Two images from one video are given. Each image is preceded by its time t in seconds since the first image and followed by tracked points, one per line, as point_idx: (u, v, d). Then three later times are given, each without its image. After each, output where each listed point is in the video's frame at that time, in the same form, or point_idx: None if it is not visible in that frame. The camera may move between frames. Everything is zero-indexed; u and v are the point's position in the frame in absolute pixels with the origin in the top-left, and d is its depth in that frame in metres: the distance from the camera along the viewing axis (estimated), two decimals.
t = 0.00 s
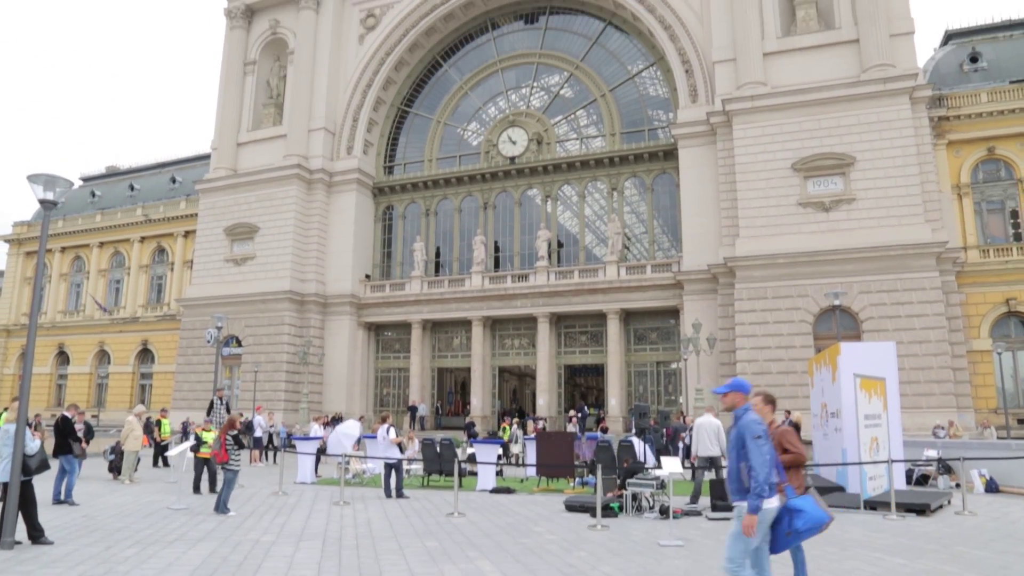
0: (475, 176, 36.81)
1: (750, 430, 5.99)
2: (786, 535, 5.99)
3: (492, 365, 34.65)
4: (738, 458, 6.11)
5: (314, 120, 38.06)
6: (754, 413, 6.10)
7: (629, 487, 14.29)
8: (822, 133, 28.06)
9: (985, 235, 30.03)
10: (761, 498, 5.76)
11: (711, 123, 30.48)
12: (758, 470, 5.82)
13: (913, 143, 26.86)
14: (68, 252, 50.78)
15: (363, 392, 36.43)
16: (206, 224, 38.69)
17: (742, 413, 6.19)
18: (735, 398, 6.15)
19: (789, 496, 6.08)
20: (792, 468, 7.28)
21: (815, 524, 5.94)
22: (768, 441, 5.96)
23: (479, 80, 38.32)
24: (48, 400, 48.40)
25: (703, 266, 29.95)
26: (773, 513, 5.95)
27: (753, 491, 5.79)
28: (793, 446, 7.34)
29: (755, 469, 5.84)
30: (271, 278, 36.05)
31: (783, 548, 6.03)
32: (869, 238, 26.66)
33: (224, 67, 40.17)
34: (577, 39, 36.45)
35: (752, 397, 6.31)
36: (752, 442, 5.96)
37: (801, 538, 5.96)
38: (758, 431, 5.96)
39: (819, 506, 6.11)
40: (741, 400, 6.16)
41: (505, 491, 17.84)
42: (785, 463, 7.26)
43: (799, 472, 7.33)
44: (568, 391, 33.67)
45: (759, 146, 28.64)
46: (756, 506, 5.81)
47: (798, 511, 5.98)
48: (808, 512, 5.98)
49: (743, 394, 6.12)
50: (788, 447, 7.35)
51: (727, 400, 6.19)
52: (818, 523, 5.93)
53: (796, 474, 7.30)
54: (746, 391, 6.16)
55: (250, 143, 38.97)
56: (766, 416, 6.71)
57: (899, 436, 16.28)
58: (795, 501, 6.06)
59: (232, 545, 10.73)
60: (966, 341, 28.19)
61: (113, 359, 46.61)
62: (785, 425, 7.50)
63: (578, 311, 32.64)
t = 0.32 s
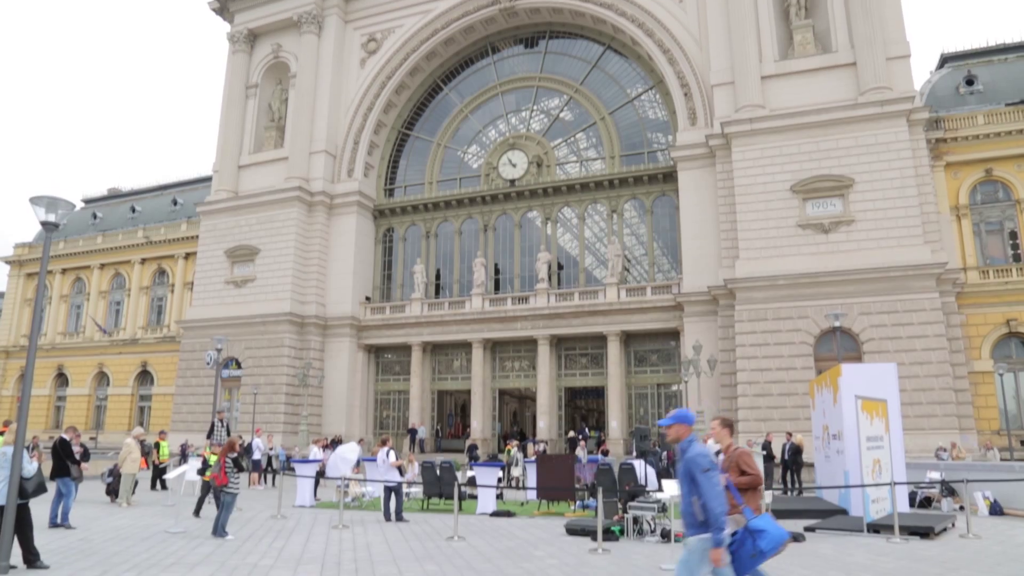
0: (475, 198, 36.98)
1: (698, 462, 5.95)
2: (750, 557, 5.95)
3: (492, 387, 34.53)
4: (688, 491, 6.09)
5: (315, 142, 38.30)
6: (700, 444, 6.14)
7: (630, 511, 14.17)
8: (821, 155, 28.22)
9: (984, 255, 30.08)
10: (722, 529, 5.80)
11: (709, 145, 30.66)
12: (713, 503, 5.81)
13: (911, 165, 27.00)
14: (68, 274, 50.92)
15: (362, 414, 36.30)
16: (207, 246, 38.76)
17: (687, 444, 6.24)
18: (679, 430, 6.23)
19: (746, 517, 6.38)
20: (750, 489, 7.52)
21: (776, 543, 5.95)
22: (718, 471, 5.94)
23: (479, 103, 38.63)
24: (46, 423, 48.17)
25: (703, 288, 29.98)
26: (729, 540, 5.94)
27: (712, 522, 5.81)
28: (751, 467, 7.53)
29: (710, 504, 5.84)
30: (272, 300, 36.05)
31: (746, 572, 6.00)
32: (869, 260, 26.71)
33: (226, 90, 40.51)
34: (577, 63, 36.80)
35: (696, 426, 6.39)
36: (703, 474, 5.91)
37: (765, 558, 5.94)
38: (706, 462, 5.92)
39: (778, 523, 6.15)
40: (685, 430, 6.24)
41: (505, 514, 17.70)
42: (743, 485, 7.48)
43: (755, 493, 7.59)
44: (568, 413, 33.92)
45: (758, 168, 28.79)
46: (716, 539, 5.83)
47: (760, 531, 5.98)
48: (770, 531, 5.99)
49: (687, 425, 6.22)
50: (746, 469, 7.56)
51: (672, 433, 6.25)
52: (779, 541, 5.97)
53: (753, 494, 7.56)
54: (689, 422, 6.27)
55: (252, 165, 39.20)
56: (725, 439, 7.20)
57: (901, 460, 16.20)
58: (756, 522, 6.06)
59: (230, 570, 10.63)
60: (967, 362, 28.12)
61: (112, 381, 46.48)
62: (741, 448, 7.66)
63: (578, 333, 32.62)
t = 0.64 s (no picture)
0: (475, 222, 37.11)
1: (638, 483, 6.00)
2: None
3: (492, 411, 34.38)
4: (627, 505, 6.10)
5: (316, 166, 38.53)
6: (649, 465, 6.07)
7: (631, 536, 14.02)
8: (819, 178, 28.36)
9: (984, 278, 30.10)
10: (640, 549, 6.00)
11: (708, 169, 30.82)
12: (636, 522, 5.87)
13: (910, 189, 27.12)
14: (68, 297, 50.96)
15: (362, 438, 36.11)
16: (208, 269, 38.82)
17: (637, 461, 6.18)
18: (631, 448, 6.13)
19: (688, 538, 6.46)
20: (711, 514, 7.20)
21: (706, 573, 6.06)
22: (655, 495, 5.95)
23: (479, 128, 38.91)
24: (43, 446, 47.95)
25: (703, 311, 29.99)
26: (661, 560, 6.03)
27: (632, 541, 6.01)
28: (715, 491, 7.15)
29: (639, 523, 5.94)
30: (272, 323, 36.03)
31: None
32: (869, 282, 26.73)
33: (228, 114, 40.82)
34: (576, 88, 37.11)
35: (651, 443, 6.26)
36: (638, 493, 5.96)
37: None
38: (645, 484, 5.95)
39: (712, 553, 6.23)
40: (636, 449, 6.14)
41: (505, 540, 17.54)
42: (704, 510, 7.14)
43: (715, 519, 7.24)
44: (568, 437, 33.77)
45: (757, 192, 28.93)
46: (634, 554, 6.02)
47: (692, 559, 6.09)
48: (702, 560, 6.08)
49: (638, 445, 6.09)
50: (709, 493, 7.18)
51: (624, 450, 6.15)
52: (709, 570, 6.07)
53: (715, 518, 7.24)
54: (641, 440, 6.15)
55: (253, 189, 39.41)
56: (685, 464, 7.17)
57: (904, 484, 16.08)
58: (691, 549, 6.14)
59: None
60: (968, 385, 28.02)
61: (110, 405, 46.33)
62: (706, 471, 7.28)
63: (579, 357, 32.56)
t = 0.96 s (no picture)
0: (476, 247, 37.21)
1: (593, 511, 6.22)
2: None
3: (492, 436, 34.18)
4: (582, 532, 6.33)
5: (317, 191, 38.72)
6: (605, 494, 6.29)
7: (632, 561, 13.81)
8: (818, 202, 28.48)
9: (984, 300, 30.10)
10: None
11: (708, 194, 30.96)
12: (587, 546, 6.06)
13: (908, 213, 27.21)
14: (68, 320, 50.96)
15: (361, 463, 35.87)
16: (208, 293, 38.84)
17: (594, 490, 6.40)
18: (589, 477, 6.33)
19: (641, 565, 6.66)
20: (669, 540, 7.28)
21: None
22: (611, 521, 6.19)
23: (480, 153, 39.18)
24: (40, 471, 47.64)
25: (703, 335, 29.96)
26: None
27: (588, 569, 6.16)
28: (672, 518, 7.25)
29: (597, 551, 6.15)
30: (272, 347, 35.94)
31: None
32: (869, 306, 26.70)
33: (230, 139, 41.10)
34: (576, 113, 37.43)
35: (607, 472, 6.49)
36: (593, 520, 6.18)
37: None
38: (599, 512, 6.19)
39: None
40: (594, 477, 6.36)
41: (505, 566, 17.35)
42: (663, 536, 7.24)
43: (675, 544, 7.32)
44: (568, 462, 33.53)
45: (756, 216, 29.05)
46: None
47: None
48: None
49: (596, 474, 6.31)
50: (667, 520, 7.27)
51: (582, 478, 6.36)
52: None
53: (674, 544, 7.32)
54: (599, 470, 6.37)
55: (254, 214, 39.58)
56: (646, 488, 7.05)
57: (908, 508, 15.95)
58: None
59: None
60: (971, 408, 27.90)
61: (108, 429, 46.13)
62: (665, 497, 7.32)
63: (579, 381, 32.46)
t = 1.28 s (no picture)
0: (476, 270, 37.26)
1: (543, 529, 6.37)
2: None
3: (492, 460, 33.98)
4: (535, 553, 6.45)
5: (317, 215, 38.86)
6: (554, 512, 6.45)
7: None
8: (817, 226, 28.57)
9: (985, 323, 30.08)
10: None
11: (707, 218, 31.06)
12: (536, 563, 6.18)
13: (907, 236, 27.27)
14: (68, 343, 50.89)
15: (360, 487, 35.62)
16: (208, 316, 38.83)
17: (547, 511, 6.56)
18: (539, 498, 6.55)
19: None
20: (632, 568, 6.77)
21: None
22: (560, 538, 6.31)
23: (480, 177, 39.39)
24: (37, 495, 47.34)
25: (704, 358, 29.88)
26: None
27: None
28: (632, 544, 6.77)
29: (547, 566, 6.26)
30: (271, 371, 35.82)
31: None
32: (870, 328, 26.69)
33: (232, 164, 41.35)
34: (576, 138, 37.68)
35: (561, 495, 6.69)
36: (544, 538, 6.34)
37: None
38: (549, 530, 6.33)
39: None
40: (545, 499, 6.56)
41: None
42: (623, 564, 6.74)
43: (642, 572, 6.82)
44: (568, 486, 33.28)
45: (756, 239, 29.14)
46: None
47: None
48: None
49: (546, 494, 6.52)
50: (626, 546, 6.79)
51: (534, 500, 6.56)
52: None
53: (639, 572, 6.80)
54: (550, 491, 6.59)
55: (255, 237, 39.71)
56: (605, 516, 6.83)
57: (911, 532, 15.78)
58: None
59: None
60: (973, 431, 27.77)
61: (106, 452, 45.87)
62: (625, 522, 6.95)
63: (579, 404, 32.34)
